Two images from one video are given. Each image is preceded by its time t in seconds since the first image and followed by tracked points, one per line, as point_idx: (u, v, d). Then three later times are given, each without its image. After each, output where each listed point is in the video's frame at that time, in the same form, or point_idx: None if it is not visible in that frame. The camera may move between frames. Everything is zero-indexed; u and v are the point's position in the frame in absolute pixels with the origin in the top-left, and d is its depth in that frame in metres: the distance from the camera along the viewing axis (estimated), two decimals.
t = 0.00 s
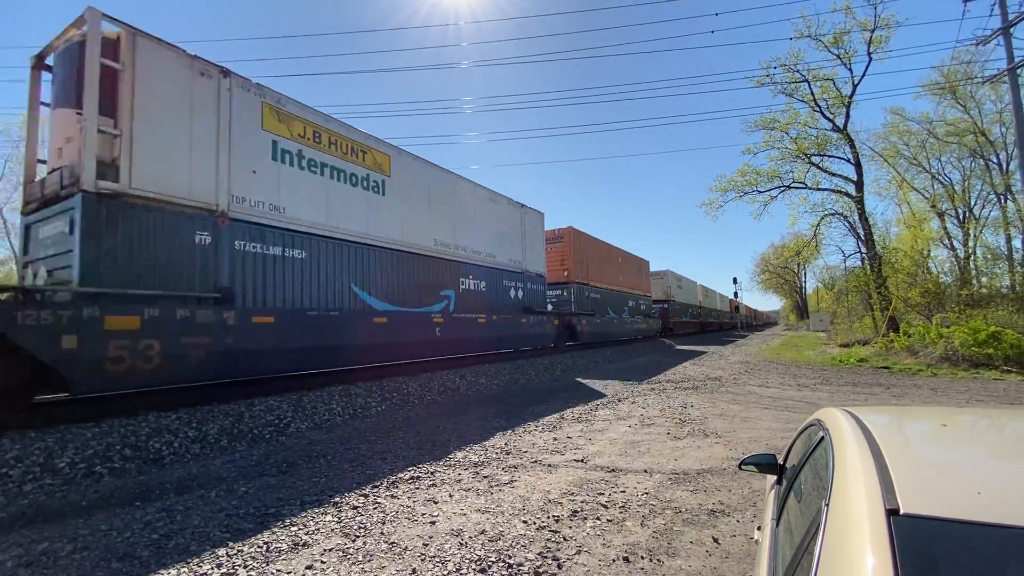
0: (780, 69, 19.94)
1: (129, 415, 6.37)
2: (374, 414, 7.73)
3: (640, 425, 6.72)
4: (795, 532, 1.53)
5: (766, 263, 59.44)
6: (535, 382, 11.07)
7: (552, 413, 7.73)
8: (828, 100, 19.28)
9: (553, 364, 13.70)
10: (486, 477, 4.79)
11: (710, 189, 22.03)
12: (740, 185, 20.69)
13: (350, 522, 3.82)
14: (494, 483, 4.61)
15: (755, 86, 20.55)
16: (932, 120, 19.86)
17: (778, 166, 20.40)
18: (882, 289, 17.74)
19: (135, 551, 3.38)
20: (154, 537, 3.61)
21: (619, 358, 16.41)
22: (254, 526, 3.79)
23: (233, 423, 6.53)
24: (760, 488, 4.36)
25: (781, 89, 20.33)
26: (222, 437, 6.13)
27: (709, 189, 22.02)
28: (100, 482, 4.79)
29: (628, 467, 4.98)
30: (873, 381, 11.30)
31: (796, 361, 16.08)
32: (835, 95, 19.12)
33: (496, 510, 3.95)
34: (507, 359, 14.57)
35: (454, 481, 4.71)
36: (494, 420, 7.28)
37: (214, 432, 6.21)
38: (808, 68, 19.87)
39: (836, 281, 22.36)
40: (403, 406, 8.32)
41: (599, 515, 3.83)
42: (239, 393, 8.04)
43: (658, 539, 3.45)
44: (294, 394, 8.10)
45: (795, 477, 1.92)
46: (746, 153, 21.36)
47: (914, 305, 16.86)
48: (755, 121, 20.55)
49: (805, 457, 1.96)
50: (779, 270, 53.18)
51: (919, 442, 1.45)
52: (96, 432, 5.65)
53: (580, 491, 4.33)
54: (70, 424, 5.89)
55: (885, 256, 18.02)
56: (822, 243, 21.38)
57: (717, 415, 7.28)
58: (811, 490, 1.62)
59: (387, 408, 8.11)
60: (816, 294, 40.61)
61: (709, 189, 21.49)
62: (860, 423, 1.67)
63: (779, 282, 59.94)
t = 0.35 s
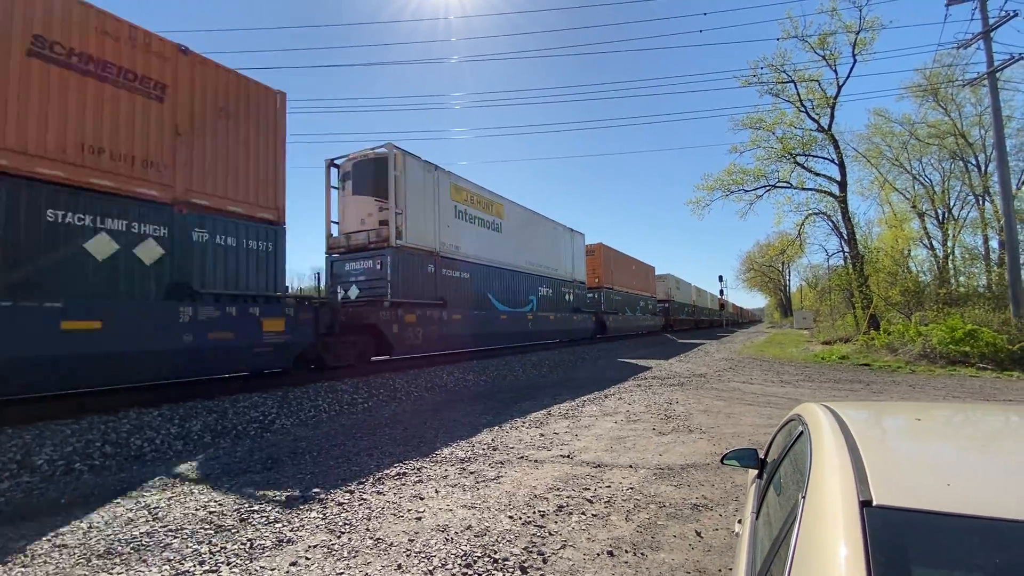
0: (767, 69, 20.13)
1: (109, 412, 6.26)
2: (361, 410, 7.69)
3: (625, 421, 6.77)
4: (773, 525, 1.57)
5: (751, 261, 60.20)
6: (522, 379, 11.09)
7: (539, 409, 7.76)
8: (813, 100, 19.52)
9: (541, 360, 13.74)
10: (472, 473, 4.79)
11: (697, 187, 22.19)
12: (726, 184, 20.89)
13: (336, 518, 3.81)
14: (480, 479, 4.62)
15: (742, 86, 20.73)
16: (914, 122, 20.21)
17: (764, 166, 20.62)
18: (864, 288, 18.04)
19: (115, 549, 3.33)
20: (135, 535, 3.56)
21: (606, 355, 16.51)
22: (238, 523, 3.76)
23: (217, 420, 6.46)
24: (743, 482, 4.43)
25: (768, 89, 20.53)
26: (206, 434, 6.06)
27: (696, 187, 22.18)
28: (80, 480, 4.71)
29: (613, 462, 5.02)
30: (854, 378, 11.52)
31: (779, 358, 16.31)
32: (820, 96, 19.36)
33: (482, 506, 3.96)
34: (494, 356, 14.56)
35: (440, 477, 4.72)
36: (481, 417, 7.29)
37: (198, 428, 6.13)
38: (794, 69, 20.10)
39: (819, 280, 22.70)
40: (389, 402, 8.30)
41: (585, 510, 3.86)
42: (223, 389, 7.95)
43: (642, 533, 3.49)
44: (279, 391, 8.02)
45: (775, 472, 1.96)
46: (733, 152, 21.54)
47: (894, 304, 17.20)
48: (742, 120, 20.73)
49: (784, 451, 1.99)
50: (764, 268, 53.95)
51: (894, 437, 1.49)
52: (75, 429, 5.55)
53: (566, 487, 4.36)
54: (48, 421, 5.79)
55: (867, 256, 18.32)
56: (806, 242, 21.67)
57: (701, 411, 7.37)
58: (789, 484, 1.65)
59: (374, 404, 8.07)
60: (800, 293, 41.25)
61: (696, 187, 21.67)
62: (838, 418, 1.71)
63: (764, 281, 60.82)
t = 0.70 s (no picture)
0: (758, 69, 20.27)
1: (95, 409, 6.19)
2: (350, 408, 7.66)
3: (616, 418, 6.81)
4: (757, 522, 1.58)
5: (740, 259, 60.65)
6: (513, 377, 11.10)
7: (530, 407, 7.79)
8: (803, 101, 19.70)
9: (532, 358, 13.76)
10: (462, 471, 4.80)
11: (688, 186, 22.31)
12: (717, 183, 21.04)
13: (324, 516, 3.80)
14: (470, 476, 4.63)
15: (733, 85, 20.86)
16: (902, 123, 20.45)
17: (754, 165, 20.78)
18: (852, 288, 18.25)
19: (101, 547, 3.31)
20: (121, 533, 3.53)
21: (597, 353, 16.59)
22: (226, 521, 3.74)
23: (205, 417, 6.41)
24: (730, 479, 4.47)
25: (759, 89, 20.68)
26: (194, 432, 6.01)
27: (687, 186, 22.30)
28: (65, 478, 4.65)
29: (603, 459, 5.05)
30: (841, 376, 11.67)
31: (768, 356, 16.48)
32: (810, 96, 19.54)
33: (472, 503, 3.97)
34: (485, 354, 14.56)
35: (431, 474, 4.72)
36: (471, 415, 7.30)
37: (185, 426, 6.08)
38: (785, 69, 20.26)
39: (808, 279, 22.93)
40: (380, 400, 8.26)
41: (573, 507, 3.89)
42: (211, 387, 7.89)
43: (630, 530, 3.51)
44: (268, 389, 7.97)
45: (761, 468, 1.97)
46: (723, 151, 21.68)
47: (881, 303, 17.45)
48: (733, 120, 20.87)
49: (769, 448, 2.01)
50: (754, 267, 54.52)
51: (876, 434, 1.51)
52: (60, 427, 5.48)
53: (556, 484, 4.38)
54: (32, 418, 5.70)
55: (854, 255, 18.54)
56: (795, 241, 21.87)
57: (690, 409, 7.42)
58: (772, 482, 1.66)
59: (364, 402, 8.04)
60: (790, 291, 41.69)
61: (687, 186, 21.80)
62: (821, 414, 1.73)
63: (754, 279, 61.45)
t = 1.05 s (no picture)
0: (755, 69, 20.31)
1: (88, 408, 6.14)
2: (346, 407, 7.64)
3: (611, 416, 6.82)
4: (751, 521, 1.58)
5: (736, 259, 60.78)
6: (509, 375, 11.10)
7: (526, 405, 7.79)
8: (799, 101, 19.75)
9: (528, 357, 13.74)
10: (457, 469, 4.79)
11: (684, 185, 22.34)
12: (713, 183, 21.08)
13: (319, 514, 3.78)
14: (466, 475, 4.62)
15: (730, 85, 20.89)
16: (897, 123, 20.53)
17: (750, 164, 20.81)
18: (847, 288, 18.31)
19: (95, 546, 3.28)
20: (114, 531, 3.51)
21: (594, 351, 16.60)
22: (219, 519, 3.72)
23: (200, 415, 6.37)
24: (725, 477, 4.49)
25: (755, 88, 20.71)
26: (188, 430, 5.97)
27: (683, 185, 22.34)
28: (58, 476, 4.61)
29: (598, 458, 5.05)
30: (836, 375, 11.71)
31: (764, 355, 16.52)
32: (806, 96, 19.58)
33: (467, 502, 3.97)
34: (481, 352, 14.54)
35: (426, 473, 4.71)
36: (467, 413, 7.29)
37: (180, 424, 6.05)
38: (781, 69, 20.30)
39: (803, 278, 23.00)
40: (376, 398, 8.25)
41: (569, 505, 3.88)
42: (206, 385, 7.85)
43: (625, 528, 3.52)
44: (263, 387, 7.94)
45: (755, 467, 1.97)
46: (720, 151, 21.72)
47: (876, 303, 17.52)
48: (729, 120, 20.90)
49: (764, 447, 2.01)
50: (750, 266, 54.77)
51: (871, 433, 1.51)
52: (53, 425, 5.44)
53: (551, 482, 4.38)
54: (25, 416, 5.67)
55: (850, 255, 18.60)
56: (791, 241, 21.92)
57: (686, 408, 7.44)
58: (767, 480, 1.66)
59: (360, 400, 8.02)
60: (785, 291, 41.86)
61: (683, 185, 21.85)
62: (815, 413, 1.74)
63: (750, 279, 61.69)
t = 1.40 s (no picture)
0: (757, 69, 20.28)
1: (91, 408, 6.16)
2: (348, 407, 7.64)
3: (614, 417, 6.80)
4: (758, 524, 1.56)
5: (738, 259, 60.75)
6: (512, 376, 11.10)
7: (528, 406, 7.78)
8: (802, 101, 19.71)
9: (530, 357, 13.73)
10: (460, 470, 4.79)
11: (686, 186, 22.31)
12: (715, 183, 21.05)
13: (321, 515, 3.78)
14: (468, 476, 4.62)
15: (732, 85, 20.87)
16: (900, 123, 20.48)
17: (752, 165, 20.78)
18: (849, 288, 18.27)
19: (98, 546, 3.28)
20: (117, 531, 3.51)
21: (596, 352, 16.59)
22: (222, 519, 3.73)
23: (202, 416, 6.38)
24: (729, 479, 4.47)
25: (757, 89, 20.68)
26: (190, 430, 5.98)
27: (685, 185, 22.31)
28: (61, 477, 4.62)
29: (601, 458, 5.04)
30: (839, 375, 11.68)
31: (766, 356, 16.48)
32: (808, 97, 19.54)
33: (470, 503, 3.96)
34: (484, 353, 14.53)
35: (428, 473, 4.70)
36: (469, 413, 7.29)
37: (182, 425, 6.05)
38: (783, 69, 20.26)
39: (806, 279, 22.96)
40: (377, 399, 8.25)
41: (571, 506, 3.87)
42: (208, 385, 7.85)
43: (628, 529, 3.51)
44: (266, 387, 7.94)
45: (761, 470, 1.96)
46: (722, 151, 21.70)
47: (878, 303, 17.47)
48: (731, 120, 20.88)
49: (769, 449, 2.00)
50: (752, 267, 54.74)
51: (877, 434, 1.50)
52: (57, 425, 5.45)
53: (554, 483, 4.37)
54: (28, 416, 5.68)
55: (853, 255, 18.56)
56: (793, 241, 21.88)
57: (688, 408, 7.42)
58: (774, 481, 1.65)
59: (362, 401, 8.02)
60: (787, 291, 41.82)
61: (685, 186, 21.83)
62: (823, 415, 1.73)
63: (752, 279, 61.66)
